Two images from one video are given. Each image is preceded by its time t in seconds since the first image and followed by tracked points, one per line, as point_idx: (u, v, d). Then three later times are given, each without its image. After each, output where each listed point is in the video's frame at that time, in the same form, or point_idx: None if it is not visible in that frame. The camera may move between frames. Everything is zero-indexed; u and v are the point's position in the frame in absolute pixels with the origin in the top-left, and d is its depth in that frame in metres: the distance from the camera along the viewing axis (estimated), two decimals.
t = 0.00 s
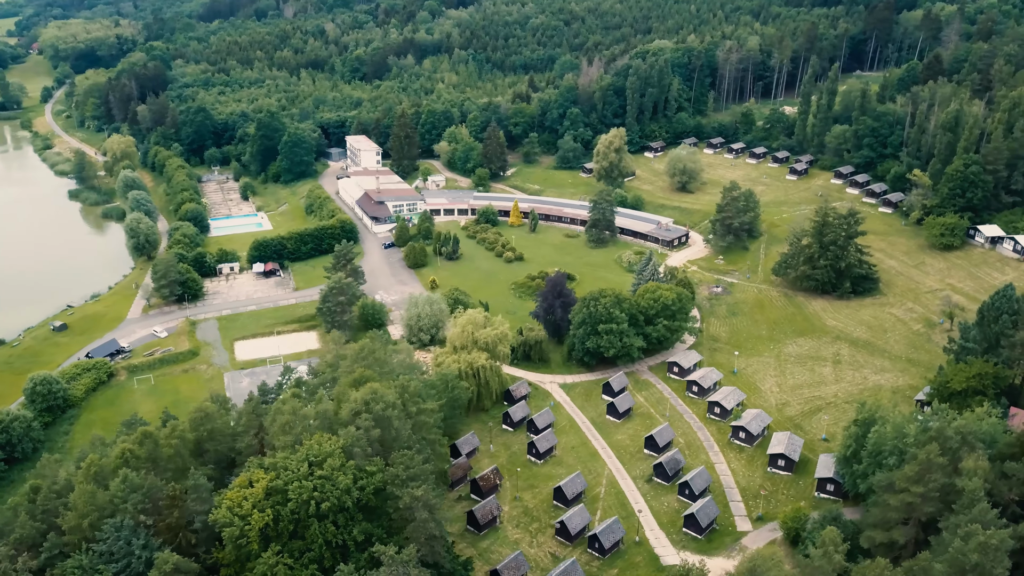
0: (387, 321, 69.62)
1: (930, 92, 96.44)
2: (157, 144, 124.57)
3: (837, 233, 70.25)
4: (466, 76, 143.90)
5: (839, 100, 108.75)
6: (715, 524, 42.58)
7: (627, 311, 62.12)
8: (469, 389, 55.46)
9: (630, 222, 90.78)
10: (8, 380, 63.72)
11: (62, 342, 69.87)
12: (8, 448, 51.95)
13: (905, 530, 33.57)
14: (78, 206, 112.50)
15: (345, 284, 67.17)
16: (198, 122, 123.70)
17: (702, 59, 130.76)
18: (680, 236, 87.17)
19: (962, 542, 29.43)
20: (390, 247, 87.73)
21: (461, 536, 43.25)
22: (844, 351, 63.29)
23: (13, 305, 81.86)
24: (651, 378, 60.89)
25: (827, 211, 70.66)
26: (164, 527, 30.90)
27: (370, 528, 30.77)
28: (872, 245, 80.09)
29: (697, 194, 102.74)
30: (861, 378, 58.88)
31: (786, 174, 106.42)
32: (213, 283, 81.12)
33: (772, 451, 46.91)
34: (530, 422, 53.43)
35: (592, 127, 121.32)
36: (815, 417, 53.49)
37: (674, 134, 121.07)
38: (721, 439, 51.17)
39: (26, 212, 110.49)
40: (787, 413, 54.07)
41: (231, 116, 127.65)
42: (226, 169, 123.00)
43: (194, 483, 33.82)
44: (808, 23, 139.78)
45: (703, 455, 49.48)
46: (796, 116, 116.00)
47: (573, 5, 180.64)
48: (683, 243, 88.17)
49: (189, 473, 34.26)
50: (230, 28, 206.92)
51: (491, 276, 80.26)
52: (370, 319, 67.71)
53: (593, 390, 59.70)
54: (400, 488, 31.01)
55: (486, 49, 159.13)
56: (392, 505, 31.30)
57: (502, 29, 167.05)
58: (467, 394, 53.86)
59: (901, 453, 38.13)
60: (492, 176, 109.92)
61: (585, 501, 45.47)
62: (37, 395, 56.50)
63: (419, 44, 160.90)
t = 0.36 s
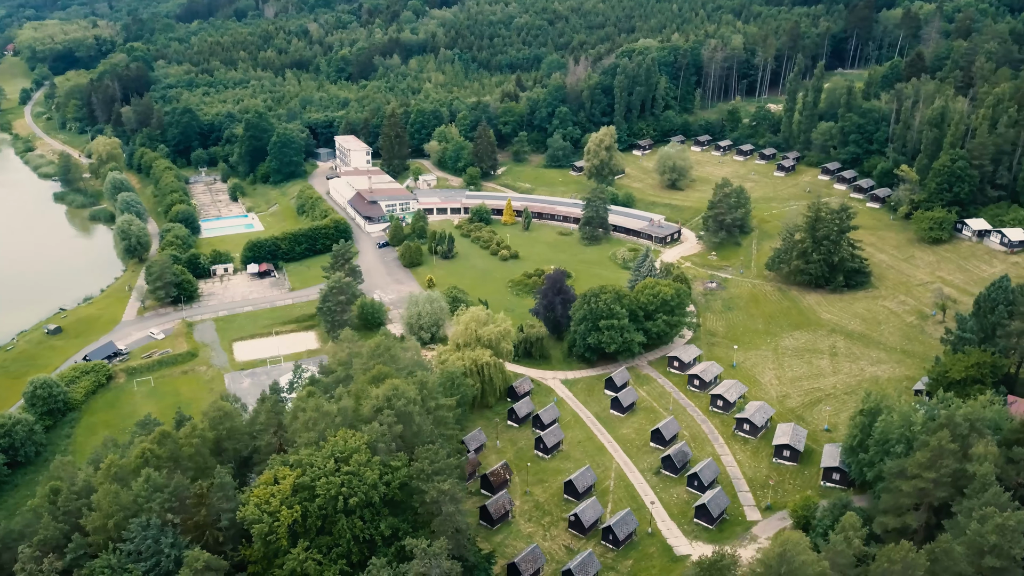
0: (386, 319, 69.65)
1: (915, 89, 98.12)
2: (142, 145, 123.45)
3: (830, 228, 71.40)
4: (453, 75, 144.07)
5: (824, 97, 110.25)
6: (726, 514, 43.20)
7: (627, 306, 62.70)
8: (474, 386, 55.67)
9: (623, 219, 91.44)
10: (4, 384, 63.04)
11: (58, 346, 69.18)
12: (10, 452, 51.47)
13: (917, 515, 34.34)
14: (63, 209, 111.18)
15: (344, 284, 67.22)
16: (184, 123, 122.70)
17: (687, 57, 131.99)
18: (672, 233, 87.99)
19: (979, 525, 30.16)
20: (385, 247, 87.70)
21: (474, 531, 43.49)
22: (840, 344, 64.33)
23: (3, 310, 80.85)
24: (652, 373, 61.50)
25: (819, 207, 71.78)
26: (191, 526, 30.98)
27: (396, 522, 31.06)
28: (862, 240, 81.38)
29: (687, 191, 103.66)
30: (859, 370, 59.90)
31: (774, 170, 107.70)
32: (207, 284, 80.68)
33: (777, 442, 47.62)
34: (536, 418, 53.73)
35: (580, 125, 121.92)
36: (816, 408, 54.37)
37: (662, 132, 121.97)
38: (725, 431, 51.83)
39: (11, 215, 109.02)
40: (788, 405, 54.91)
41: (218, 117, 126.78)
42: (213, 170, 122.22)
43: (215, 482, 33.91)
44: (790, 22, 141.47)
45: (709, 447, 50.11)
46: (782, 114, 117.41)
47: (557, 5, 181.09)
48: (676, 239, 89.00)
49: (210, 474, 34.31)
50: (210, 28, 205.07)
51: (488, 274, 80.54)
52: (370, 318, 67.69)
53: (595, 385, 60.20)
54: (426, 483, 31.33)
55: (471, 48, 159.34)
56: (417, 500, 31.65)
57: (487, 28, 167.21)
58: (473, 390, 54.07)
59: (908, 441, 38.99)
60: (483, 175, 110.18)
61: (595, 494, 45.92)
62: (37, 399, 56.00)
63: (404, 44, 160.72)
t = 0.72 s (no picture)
0: (385, 318, 69.69)
1: (899, 86, 99.78)
2: (128, 147, 122.19)
3: (823, 223, 72.48)
4: (439, 75, 144.11)
5: (810, 94, 111.69)
6: (735, 504, 43.85)
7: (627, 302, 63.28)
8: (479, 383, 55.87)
9: (616, 217, 92.04)
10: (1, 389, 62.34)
11: (54, 349, 68.56)
12: (13, 456, 51.06)
13: (928, 501, 35.11)
14: (49, 212, 109.82)
15: (344, 283, 67.25)
16: (170, 124, 121.57)
17: (674, 56, 133.11)
18: (665, 230, 88.75)
19: (995, 509, 30.93)
20: (379, 246, 87.67)
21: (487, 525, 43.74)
22: (836, 336, 65.38)
23: None
24: (653, 368, 62.10)
25: (812, 202, 72.87)
26: (218, 524, 31.07)
27: (422, 516, 31.32)
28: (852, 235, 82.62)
29: (677, 188, 104.52)
30: (855, 362, 60.94)
31: (762, 167, 108.90)
32: (202, 286, 80.25)
33: (782, 433, 48.39)
34: (542, 413, 54.05)
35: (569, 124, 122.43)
36: (816, 400, 55.27)
37: (650, 130, 122.84)
38: (729, 424, 52.49)
39: None
40: (789, 397, 55.75)
41: (204, 118, 125.81)
42: (201, 171, 121.35)
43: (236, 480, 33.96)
44: (773, 21, 143.08)
45: (714, 439, 50.75)
46: (768, 111, 118.70)
47: (540, 4, 181.35)
48: (668, 236, 89.75)
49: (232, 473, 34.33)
50: (190, 28, 202.83)
51: (484, 272, 80.82)
52: (370, 317, 67.71)
53: (597, 381, 60.68)
54: (451, 477, 31.59)
55: (457, 48, 159.45)
56: (442, 494, 31.98)
57: (472, 27, 167.22)
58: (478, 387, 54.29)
59: (914, 429, 39.85)
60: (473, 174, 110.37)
61: (605, 488, 46.41)
62: (38, 402, 55.52)
63: (389, 44, 160.48)
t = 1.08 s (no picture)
0: (384, 317, 69.81)
1: (884, 84, 101.43)
2: (113, 148, 121.03)
3: (815, 218, 73.61)
4: (427, 75, 144.16)
5: (796, 91, 113.14)
6: (744, 495, 44.51)
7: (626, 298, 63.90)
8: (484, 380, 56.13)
9: (608, 214, 92.72)
10: None
11: (50, 353, 67.92)
12: (17, 460, 50.73)
13: (937, 487, 35.97)
14: (35, 215, 108.51)
15: (344, 283, 67.36)
16: (157, 125, 120.52)
17: (660, 55, 134.21)
18: (657, 227, 89.54)
19: (1007, 493, 31.73)
20: (374, 246, 87.68)
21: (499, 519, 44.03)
22: (831, 329, 66.46)
23: None
24: (652, 362, 62.74)
25: (804, 198, 74.05)
26: (245, 521, 30.88)
27: (447, 510, 31.61)
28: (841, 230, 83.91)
29: (667, 186, 105.39)
30: (852, 354, 61.96)
31: (750, 164, 110.14)
32: (197, 287, 79.85)
33: (786, 424, 49.19)
34: (546, 409, 54.41)
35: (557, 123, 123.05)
36: (816, 392, 56.19)
37: (638, 129, 123.79)
38: (732, 416, 53.20)
39: None
40: (789, 390, 56.62)
41: (190, 119, 124.90)
42: (188, 172, 120.50)
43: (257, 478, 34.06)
44: (756, 20, 144.66)
45: (719, 432, 51.44)
46: (754, 109, 120.03)
47: (524, 3, 181.62)
48: (660, 233, 90.55)
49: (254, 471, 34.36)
50: (170, 28, 200.64)
51: (480, 270, 81.10)
52: (369, 315, 68.20)
53: (598, 376, 61.21)
54: (474, 471, 31.94)
55: (443, 48, 159.53)
56: (466, 488, 32.28)
57: (457, 27, 167.19)
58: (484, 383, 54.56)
59: (919, 418, 40.73)
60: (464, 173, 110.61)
61: (614, 481, 46.94)
62: (39, 405, 55.13)
63: (375, 44, 160.21)
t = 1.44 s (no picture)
0: (383, 317, 69.93)
1: (869, 81, 102.99)
2: (99, 150, 119.78)
3: (807, 213, 74.69)
4: (413, 75, 144.06)
5: (782, 89, 114.45)
6: (751, 485, 45.21)
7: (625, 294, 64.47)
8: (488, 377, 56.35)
9: (601, 212, 93.33)
10: None
11: (45, 356, 67.23)
12: (21, 464, 50.33)
13: (945, 473, 36.87)
14: (20, 218, 107.14)
15: (343, 282, 67.36)
16: (143, 126, 119.40)
17: (646, 54, 135.15)
18: (650, 224, 90.30)
19: (1018, 476, 32.58)
20: (368, 245, 87.60)
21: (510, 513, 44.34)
22: (826, 323, 67.49)
23: None
24: (652, 357, 63.32)
25: (796, 193, 75.16)
26: (272, 517, 31.20)
27: (471, 503, 32.05)
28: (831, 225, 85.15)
29: (657, 183, 106.21)
30: (848, 347, 63.00)
31: (738, 161, 111.28)
32: (192, 288, 79.45)
33: (789, 415, 49.95)
34: (551, 405, 54.77)
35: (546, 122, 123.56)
36: (815, 384, 57.10)
37: (626, 127, 124.66)
38: (735, 409, 53.92)
39: None
40: (789, 382, 57.49)
41: (176, 120, 123.91)
42: (175, 174, 119.59)
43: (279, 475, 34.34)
44: (740, 18, 146.05)
45: (723, 424, 52.13)
46: (740, 107, 121.25)
47: (508, 3, 181.78)
48: (653, 230, 91.31)
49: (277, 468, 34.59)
50: (150, 28, 198.37)
51: (476, 268, 81.34)
52: (368, 315, 68.58)
53: (599, 371, 61.70)
54: (497, 464, 32.38)
55: (429, 47, 159.47)
56: (489, 482, 32.84)
57: (442, 27, 167.05)
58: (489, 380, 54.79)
59: (924, 407, 41.65)
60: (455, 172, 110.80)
61: (622, 474, 47.48)
62: (40, 409, 54.66)
63: (360, 44, 159.78)
